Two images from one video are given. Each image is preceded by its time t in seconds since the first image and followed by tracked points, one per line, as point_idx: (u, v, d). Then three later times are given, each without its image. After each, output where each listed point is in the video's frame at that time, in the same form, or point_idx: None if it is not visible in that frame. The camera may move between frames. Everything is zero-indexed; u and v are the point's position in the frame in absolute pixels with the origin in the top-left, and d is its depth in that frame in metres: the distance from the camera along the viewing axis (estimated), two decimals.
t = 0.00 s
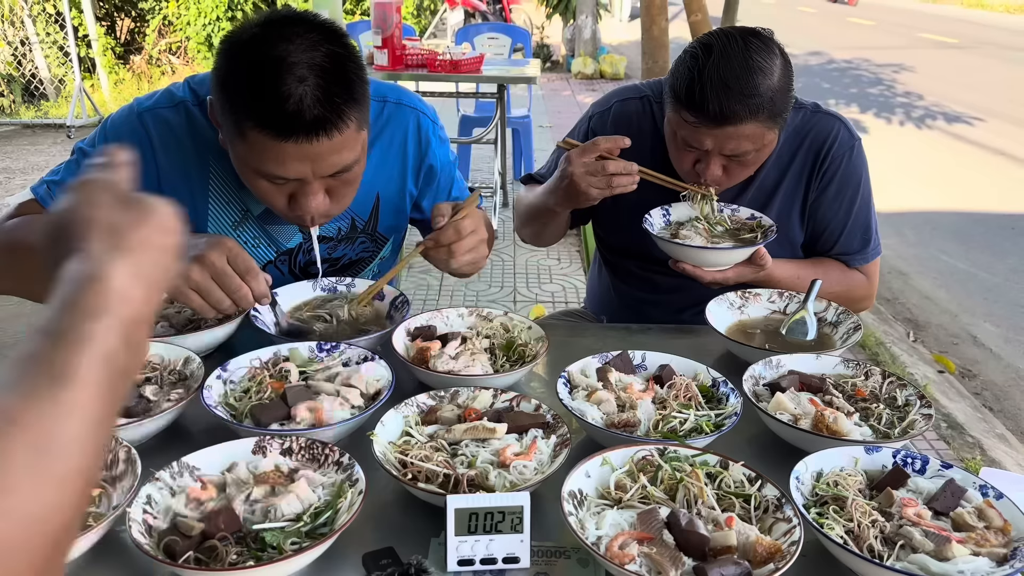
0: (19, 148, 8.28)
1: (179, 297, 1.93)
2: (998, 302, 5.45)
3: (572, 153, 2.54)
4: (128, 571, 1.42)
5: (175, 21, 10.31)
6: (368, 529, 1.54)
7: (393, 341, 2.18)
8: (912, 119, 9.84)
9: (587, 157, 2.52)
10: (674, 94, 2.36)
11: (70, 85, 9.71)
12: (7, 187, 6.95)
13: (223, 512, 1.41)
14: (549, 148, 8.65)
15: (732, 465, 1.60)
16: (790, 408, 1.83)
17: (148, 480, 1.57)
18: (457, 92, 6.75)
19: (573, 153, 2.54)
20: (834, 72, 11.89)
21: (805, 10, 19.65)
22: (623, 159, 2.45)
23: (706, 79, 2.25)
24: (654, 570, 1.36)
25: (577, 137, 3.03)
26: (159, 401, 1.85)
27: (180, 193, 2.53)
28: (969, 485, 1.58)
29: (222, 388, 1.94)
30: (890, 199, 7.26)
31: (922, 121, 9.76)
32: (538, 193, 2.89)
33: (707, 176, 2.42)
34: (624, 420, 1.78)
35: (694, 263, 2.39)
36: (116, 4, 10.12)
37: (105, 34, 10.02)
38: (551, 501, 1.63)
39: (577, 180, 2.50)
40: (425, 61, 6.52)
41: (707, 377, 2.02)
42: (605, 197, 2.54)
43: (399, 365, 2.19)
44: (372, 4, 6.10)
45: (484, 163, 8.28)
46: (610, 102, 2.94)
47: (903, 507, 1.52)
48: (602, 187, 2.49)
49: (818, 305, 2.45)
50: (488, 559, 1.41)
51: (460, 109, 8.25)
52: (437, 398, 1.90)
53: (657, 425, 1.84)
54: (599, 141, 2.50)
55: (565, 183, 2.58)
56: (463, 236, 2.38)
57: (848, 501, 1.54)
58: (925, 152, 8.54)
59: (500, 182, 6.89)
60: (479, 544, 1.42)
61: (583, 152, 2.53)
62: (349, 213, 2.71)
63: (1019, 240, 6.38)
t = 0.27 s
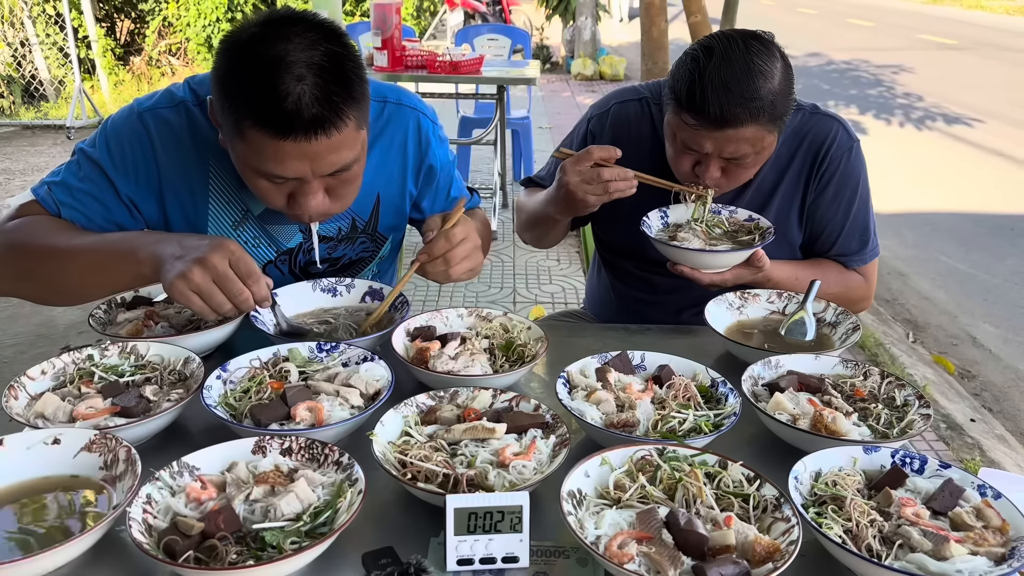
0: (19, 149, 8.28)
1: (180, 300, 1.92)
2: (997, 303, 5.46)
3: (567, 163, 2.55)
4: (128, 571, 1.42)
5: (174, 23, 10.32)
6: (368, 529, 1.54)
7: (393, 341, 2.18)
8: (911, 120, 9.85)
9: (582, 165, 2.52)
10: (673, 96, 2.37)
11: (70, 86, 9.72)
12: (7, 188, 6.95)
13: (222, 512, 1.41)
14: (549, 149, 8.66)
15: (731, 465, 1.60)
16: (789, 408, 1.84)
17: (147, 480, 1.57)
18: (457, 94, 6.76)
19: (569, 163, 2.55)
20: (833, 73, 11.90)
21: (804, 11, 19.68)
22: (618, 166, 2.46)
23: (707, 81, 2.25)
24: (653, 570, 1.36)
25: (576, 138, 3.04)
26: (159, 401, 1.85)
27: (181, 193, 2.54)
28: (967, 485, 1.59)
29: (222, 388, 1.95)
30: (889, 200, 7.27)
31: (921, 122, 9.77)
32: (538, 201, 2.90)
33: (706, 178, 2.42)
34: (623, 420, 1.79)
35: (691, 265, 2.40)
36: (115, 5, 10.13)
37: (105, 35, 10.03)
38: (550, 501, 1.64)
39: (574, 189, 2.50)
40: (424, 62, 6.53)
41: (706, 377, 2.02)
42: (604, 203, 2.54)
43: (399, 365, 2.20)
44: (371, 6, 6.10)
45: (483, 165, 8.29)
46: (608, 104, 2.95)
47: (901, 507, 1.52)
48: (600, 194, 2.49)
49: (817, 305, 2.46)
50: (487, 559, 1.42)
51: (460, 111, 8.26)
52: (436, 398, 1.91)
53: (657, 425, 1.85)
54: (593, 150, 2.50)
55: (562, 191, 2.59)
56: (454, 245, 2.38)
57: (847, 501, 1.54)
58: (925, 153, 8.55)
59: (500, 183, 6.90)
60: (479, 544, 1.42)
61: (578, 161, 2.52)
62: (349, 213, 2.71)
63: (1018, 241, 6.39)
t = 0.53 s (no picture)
0: (19, 150, 8.28)
1: (185, 300, 1.92)
2: (997, 304, 5.46)
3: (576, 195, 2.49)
4: (129, 570, 1.42)
5: (175, 24, 10.32)
6: (368, 529, 1.54)
7: (392, 341, 2.18)
8: (911, 122, 9.86)
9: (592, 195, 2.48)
10: (690, 89, 2.37)
11: (70, 87, 9.72)
12: (7, 189, 6.95)
13: (223, 511, 1.42)
14: (549, 150, 8.67)
15: (730, 465, 1.61)
16: (788, 408, 1.84)
17: (148, 479, 1.57)
18: (457, 95, 6.76)
19: (579, 194, 2.49)
20: (833, 74, 11.91)
21: (804, 12, 19.71)
22: (630, 180, 2.45)
23: (729, 81, 2.25)
24: (653, 569, 1.36)
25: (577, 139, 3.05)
26: (159, 401, 1.86)
27: (181, 191, 2.55)
28: (966, 484, 1.59)
29: (222, 387, 1.95)
30: (889, 201, 7.27)
31: (921, 123, 9.78)
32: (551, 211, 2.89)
33: (701, 180, 2.41)
34: (623, 420, 1.79)
35: (689, 268, 2.40)
36: (116, 6, 10.14)
37: (106, 36, 10.03)
38: (550, 500, 1.64)
39: (594, 218, 2.50)
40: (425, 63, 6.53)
41: (706, 377, 2.02)
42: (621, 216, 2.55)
43: (399, 365, 2.20)
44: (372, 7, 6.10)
45: (483, 166, 8.30)
46: (609, 105, 2.95)
47: (900, 506, 1.53)
48: (618, 212, 2.51)
49: (817, 305, 2.46)
50: (487, 558, 1.42)
51: (460, 112, 8.27)
52: (436, 397, 1.91)
53: (656, 425, 1.85)
54: (601, 176, 2.45)
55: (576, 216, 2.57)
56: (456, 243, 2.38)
57: (846, 500, 1.54)
58: (924, 154, 8.56)
59: (500, 184, 6.91)
60: (479, 543, 1.42)
61: (588, 190, 2.47)
62: (349, 212, 2.71)
63: (1018, 243, 6.39)
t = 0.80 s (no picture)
0: (20, 150, 8.29)
1: (182, 283, 1.93)
2: (997, 305, 5.46)
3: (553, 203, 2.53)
4: (131, 570, 1.42)
5: (176, 25, 10.33)
6: (370, 530, 1.54)
7: (394, 342, 2.19)
8: (912, 123, 9.86)
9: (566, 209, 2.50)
10: (689, 100, 2.38)
11: (72, 88, 9.72)
12: (8, 190, 6.96)
13: (225, 511, 1.42)
14: (549, 151, 8.68)
15: (731, 466, 1.61)
16: (789, 409, 1.85)
17: (150, 480, 1.58)
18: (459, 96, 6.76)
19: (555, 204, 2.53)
20: (834, 75, 11.91)
21: (805, 13, 19.72)
22: (602, 199, 2.45)
23: (727, 92, 2.25)
24: (654, 570, 1.37)
25: (578, 139, 3.05)
26: (162, 403, 1.86)
27: (185, 191, 2.55)
28: (967, 485, 1.59)
29: (224, 389, 1.96)
30: (889, 202, 7.27)
31: (921, 124, 9.78)
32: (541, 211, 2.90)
33: (713, 186, 2.43)
34: (624, 421, 1.79)
35: (690, 269, 2.41)
36: (117, 7, 10.16)
37: (107, 37, 10.05)
38: (551, 501, 1.65)
39: (567, 230, 2.53)
40: (426, 64, 6.54)
41: (707, 378, 2.03)
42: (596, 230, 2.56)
43: (400, 366, 2.20)
44: (373, 8, 6.11)
45: (484, 167, 8.30)
46: (612, 105, 2.95)
47: (901, 508, 1.53)
48: (591, 226, 2.52)
49: (817, 307, 2.47)
50: (488, 559, 1.43)
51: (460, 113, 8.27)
52: (438, 399, 1.91)
53: (657, 426, 1.85)
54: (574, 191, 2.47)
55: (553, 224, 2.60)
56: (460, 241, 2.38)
57: (847, 501, 1.55)
58: (925, 155, 8.56)
59: (501, 185, 6.91)
60: (480, 544, 1.43)
61: (561, 204, 2.50)
62: (351, 213, 2.72)
63: (1019, 244, 6.39)
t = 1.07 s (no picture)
0: (23, 151, 8.30)
1: (188, 296, 1.92)
2: (999, 307, 5.46)
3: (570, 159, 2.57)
4: (132, 570, 1.43)
5: (178, 26, 10.34)
6: (371, 530, 1.55)
7: (395, 343, 2.19)
8: (913, 124, 9.86)
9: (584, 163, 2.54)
10: (683, 103, 2.39)
11: (74, 89, 9.72)
12: (11, 191, 6.97)
13: (227, 511, 1.42)
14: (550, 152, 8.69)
15: (732, 467, 1.61)
16: (790, 410, 1.85)
17: (152, 480, 1.58)
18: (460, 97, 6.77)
19: (572, 160, 2.57)
20: (835, 76, 11.91)
21: (806, 14, 19.72)
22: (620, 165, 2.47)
23: (719, 90, 2.26)
24: (655, 570, 1.37)
25: (578, 140, 3.06)
26: (164, 403, 1.87)
27: (186, 193, 2.56)
28: (967, 486, 1.60)
29: (226, 389, 1.96)
30: (891, 203, 7.27)
31: (923, 125, 9.77)
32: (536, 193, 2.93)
33: (717, 184, 2.44)
34: (625, 422, 1.80)
35: (693, 267, 2.41)
36: (119, 8, 10.18)
37: (109, 38, 10.06)
38: (552, 501, 1.65)
39: (576, 186, 2.52)
40: (427, 66, 6.55)
41: (708, 379, 2.03)
42: (603, 203, 2.55)
43: (401, 367, 2.21)
44: (374, 9, 6.11)
45: (486, 168, 8.31)
46: (613, 105, 2.96)
47: (901, 509, 1.53)
48: (601, 194, 2.50)
49: (818, 308, 2.47)
50: (489, 559, 1.43)
51: (461, 114, 8.28)
52: (439, 399, 1.92)
53: (658, 427, 1.86)
54: (596, 147, 2.52)
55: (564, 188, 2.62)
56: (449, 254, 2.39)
57: (847, 502, 1.55)
58: (927, 157, 8.55)
59: (502, 186, 6.91)
60: (482, 545, 1.43)
61: (581, 158, 2.54)
62: (353, 215, 2.73)
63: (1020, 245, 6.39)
